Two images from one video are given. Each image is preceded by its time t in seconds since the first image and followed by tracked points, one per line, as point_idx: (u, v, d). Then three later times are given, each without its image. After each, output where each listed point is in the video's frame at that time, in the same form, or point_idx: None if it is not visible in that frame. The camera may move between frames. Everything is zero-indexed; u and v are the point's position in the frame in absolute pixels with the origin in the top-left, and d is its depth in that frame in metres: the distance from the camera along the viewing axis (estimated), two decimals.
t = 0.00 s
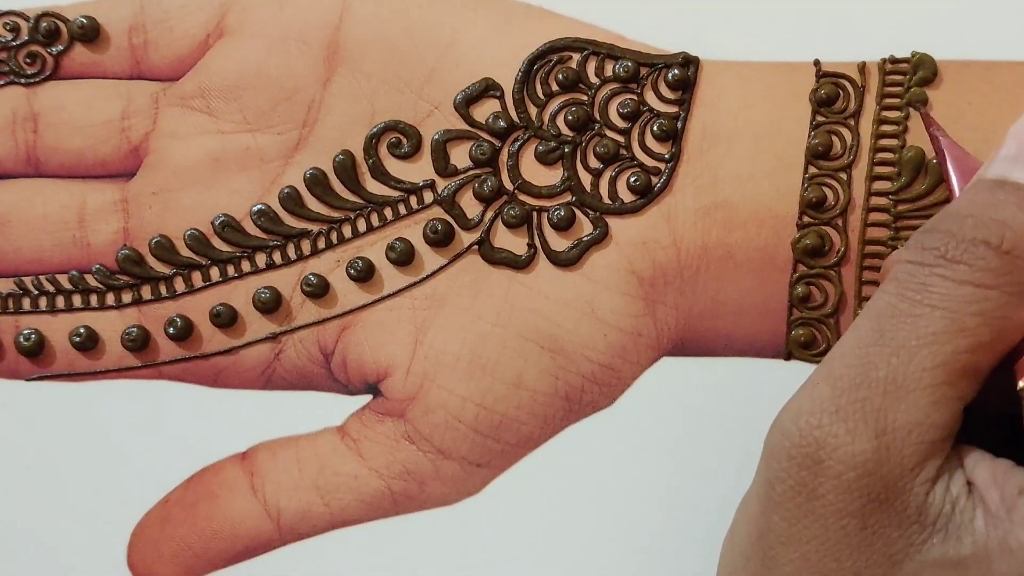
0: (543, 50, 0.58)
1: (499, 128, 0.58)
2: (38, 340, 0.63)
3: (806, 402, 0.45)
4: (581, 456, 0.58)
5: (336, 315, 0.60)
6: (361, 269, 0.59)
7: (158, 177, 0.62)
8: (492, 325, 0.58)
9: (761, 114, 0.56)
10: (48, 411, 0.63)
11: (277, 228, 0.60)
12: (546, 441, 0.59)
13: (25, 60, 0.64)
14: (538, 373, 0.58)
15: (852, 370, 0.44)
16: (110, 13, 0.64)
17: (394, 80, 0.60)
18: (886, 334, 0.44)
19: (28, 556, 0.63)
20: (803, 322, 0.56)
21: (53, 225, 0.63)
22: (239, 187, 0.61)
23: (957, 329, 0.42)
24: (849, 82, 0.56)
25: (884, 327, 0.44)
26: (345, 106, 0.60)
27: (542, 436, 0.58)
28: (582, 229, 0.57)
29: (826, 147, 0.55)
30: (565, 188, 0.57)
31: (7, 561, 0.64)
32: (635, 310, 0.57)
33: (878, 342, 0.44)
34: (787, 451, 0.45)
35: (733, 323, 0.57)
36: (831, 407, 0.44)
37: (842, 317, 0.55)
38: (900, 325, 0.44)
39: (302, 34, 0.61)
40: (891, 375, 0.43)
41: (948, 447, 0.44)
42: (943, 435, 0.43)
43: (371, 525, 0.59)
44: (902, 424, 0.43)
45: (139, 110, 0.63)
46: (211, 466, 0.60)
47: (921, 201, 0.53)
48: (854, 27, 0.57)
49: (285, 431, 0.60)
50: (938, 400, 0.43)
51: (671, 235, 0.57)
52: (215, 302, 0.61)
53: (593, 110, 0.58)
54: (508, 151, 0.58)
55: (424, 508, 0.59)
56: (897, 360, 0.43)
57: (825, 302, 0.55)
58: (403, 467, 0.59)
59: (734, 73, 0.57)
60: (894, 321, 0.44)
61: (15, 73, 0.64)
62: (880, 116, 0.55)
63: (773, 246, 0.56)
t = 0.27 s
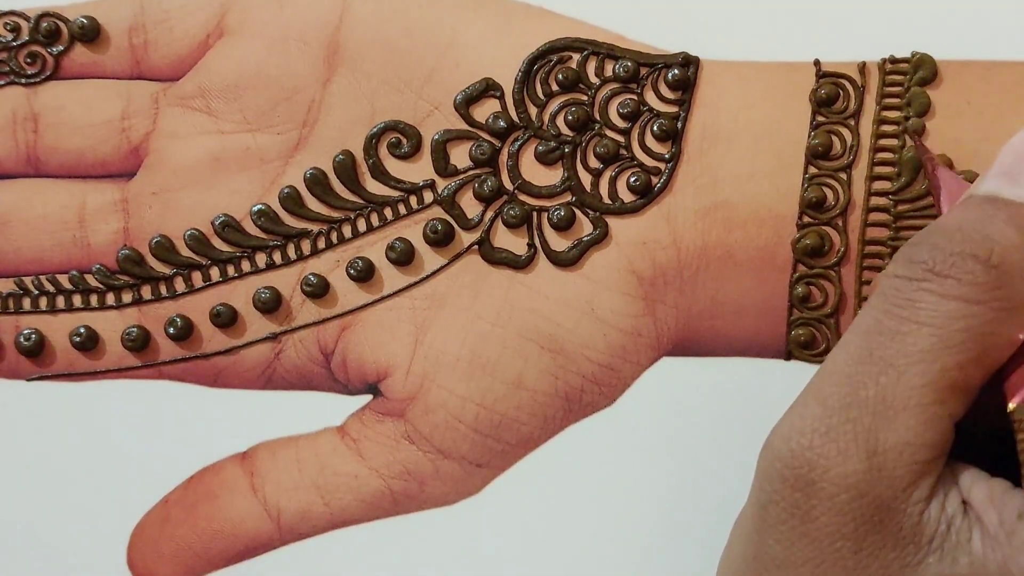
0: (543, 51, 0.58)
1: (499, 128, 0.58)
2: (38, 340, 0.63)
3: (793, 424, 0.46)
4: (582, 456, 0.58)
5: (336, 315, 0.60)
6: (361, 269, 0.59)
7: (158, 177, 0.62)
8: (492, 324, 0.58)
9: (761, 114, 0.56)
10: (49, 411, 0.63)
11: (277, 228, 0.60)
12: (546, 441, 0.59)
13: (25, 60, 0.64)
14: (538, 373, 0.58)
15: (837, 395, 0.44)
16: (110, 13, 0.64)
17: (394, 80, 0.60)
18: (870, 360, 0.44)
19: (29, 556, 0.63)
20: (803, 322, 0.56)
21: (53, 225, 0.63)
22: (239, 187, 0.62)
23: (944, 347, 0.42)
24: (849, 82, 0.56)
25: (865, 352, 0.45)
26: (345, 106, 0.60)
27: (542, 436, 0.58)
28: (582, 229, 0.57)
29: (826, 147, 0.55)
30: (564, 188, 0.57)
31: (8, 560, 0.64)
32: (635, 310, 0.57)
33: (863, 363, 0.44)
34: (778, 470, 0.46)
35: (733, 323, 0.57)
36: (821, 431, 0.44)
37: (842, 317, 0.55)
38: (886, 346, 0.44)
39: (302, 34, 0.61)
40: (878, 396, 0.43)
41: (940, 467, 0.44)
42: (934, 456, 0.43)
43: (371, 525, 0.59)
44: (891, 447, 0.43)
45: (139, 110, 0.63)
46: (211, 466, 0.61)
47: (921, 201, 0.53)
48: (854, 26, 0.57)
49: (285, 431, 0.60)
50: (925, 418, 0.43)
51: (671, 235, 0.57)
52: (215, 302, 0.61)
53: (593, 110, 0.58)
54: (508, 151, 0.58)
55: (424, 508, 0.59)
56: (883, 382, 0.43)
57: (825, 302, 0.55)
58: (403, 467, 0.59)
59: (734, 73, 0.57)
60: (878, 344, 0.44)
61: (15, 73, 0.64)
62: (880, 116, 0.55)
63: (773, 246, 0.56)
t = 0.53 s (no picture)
0: (543, 51, 0.58)
1: (499, 128, 0.58)
2: (38, 341, 0.62)
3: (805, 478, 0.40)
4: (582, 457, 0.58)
5: (336, 315, 0.60)
6: (361, 269, 0.59)
7: (158, 177, 0.62)
8: (492, 324, 0.58)
9: (761, 114, 0.57)
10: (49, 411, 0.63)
11: (277, 228, 0.60)
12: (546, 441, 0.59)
13: (25, 60, 0.64)
14: (538, 373, 0.58)
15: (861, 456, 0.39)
16: (109, 12, 0.64)
17: (394, 80, 0.60)
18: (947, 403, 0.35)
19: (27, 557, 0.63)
20: (803, 323, 0.56)
21: (53, 225, 0.62)
22: (239, 187, 0.62)
23: None
24: (849, 82, 0.56)
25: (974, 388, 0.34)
26: (345, 106, 0.61)
27: (542, 435, 0.59)
28: (582, 229, 0.57)
29: (826, 147, 0.54)
30: (564, 188, 0.57)
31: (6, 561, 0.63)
32: (635, 310, 0.58)
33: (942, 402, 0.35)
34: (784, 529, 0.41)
35: (731, 323, 0.58)
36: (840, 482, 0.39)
37: (842, 317, 0.55)
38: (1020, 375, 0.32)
39: (302, 34, 0.62)
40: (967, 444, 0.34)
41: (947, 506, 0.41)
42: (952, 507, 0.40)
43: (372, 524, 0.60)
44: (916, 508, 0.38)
45: (140, 111, 0.63)
46: (212, 466, 0.61)
47: (920, 201, 0.53)
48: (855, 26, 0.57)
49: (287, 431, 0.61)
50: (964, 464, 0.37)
51: (671, 235, 0.57)
52: (215, 302, 0.61)
53: (592, 110, 0.57)
54: (508, 151, 0.58)
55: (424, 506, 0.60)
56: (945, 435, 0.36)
57: (825, 302, 0.55)
58: (403, 467, 0.58)
59: (733, 75, 0.58)
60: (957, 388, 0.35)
61: (14, 73, 0.64)
62: (880, 116, 0.55)
63: (772, 247, 0.56)
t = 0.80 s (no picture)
0: (543, 51, 0.58)
1: (499, 128, 0.58)
2: (39, 341, 0.62)
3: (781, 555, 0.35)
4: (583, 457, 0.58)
5: (336, 315, 0.60)
6: (361, 269, 0.59)
7: (159, 177, 0.63)
8: (492, 324, 0.58)
9: (761, 114, 0.57)
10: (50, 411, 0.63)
11: (278, 228, 0.60)
12: (546, 440, 0.59)
13: (26, 61, 0.64)
14: (538, 373, 0.58)
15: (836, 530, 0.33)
16: (111, 13, 0.64)
17: (394, 80, 0.60)
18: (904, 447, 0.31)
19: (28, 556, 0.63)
20: (803, 322, 0.56)
21: (55, 225, 0.63)
22: (240, 187, 0.62)
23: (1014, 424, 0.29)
24: (849, 82, 0.56)
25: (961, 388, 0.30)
26: (346, 106, 0.61)
27: (542, 435, 0.59)
28: (582, 229, 0.57)
29: (827, 147, 0.54)
30: (565, 188, 0.57)
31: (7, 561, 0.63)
32: (636, 310, 0.58)
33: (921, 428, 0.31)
34: None
35: (731, 323, 0.58)
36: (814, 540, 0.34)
37: (842, 317, 0.55)
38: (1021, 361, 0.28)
39: (302, 35, 0.62)
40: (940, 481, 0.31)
41: None
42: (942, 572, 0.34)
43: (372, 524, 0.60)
44: None
45: (141, 111, 0.63)
46: (212, 466, 0.61)
47: (920, 201, 0.53)
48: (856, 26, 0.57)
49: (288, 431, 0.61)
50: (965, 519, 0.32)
51: (671, 234, 0.57)
52: (216, 302, 0.61)
53: (592, 110, 0.57)
54: (508, 151, 0.58)
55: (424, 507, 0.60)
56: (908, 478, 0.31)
57: (825, 302, 0.55)
58: (403, 467, 0.58)
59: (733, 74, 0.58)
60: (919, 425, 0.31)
61: (16, 73, 0.64)
62: (880, 116, 0.55)
63: (772, 246, 0.56)
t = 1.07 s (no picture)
0: (543, 51, 0.58)
1: (499, 128, 0.58)
2: (39, 341, 0.63)
3: (723, 504, 0.37)
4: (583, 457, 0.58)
5: (336, 315, 0.60)
6: (361, 269, 0.59)
7: (158, 178, 0.63)
8: (492, 324, 0.58)
9: (761, 113, 0.56)
10: (49, 411, 0.63)
11: (278, 228, 0.61)
12: (547, 441, 0.58)
13: (27, 61, 0.64)
14: (538, 373, 0.58)
15: (774, 481, 0.35)
16: (111, 13, 0.64)
17: (394, 80, 0.60)
18: (837, 388, 0.33)
19: (29, 554, 0.63)
20: (804, 322, 0.56)
21: (54, 226, 0.63)
22: (240, 187, 0.62)
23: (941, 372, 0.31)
24: (849, 82, 0.56)
25: (893, 329, 0.32)
26: (346, 106, 0.61)
27: (542, 436, 0.58)
28: (581, 229, 0.57)
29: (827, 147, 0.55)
30: (565, 188, 0.57)
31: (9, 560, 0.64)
32: (635, 309, 0.57)
33: (854, 367, 0.33)
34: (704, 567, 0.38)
35: (733, 323, 0.57)
36: (754, 489, 0.36)
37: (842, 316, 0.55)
38: (950, 301, 0.30)
39: (302, 35, 0.62)
40: (867, 422, 0.33)
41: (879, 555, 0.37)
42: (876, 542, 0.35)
43: (372, 525, 0.60)
44: (828, 542, 0.35)
45: (141, 111, 0.63)
46: (211, 466, 0.60)
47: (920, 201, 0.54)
48: (860, 25, 0.57)
49: (286, 431, 0.60)
50: (892, 474, 0.33)
51: (671, 234, 0.57)
52: (215, 302, 0.62)
53: (592, 110, 0.58)
54: (507, 151, 0.59)
55: (425, 508, 0.59)
56: (842, 422, 0.33)
57: (825, 302, 0.55)
58: (403, 467, 0.59)
59: (733, 73, 0.57)
60: (855, 369, 0.33)
61: (17, 74, 0.64)
62: (880, 116, 0.56)
63: (772, 246, 0.56)
